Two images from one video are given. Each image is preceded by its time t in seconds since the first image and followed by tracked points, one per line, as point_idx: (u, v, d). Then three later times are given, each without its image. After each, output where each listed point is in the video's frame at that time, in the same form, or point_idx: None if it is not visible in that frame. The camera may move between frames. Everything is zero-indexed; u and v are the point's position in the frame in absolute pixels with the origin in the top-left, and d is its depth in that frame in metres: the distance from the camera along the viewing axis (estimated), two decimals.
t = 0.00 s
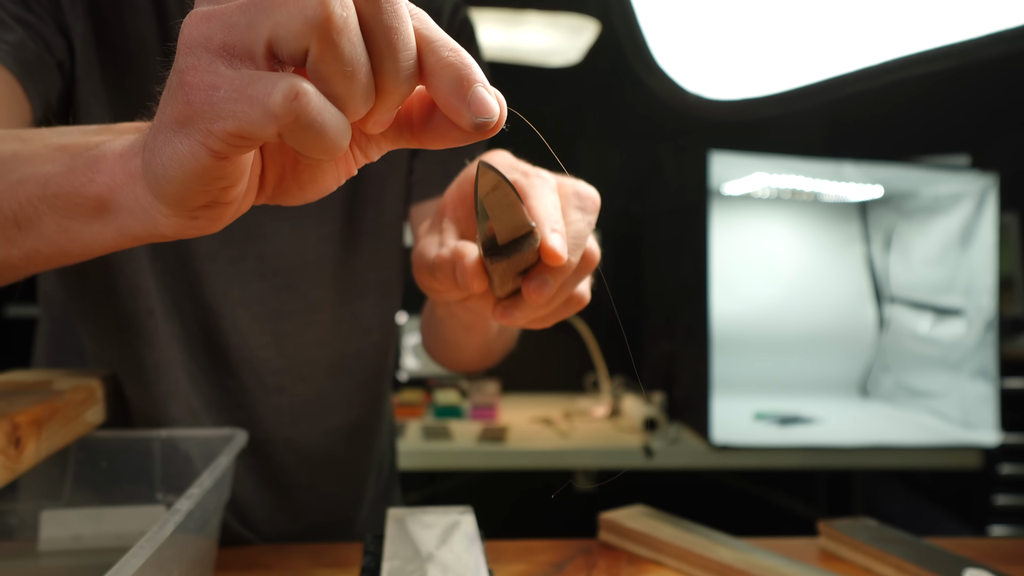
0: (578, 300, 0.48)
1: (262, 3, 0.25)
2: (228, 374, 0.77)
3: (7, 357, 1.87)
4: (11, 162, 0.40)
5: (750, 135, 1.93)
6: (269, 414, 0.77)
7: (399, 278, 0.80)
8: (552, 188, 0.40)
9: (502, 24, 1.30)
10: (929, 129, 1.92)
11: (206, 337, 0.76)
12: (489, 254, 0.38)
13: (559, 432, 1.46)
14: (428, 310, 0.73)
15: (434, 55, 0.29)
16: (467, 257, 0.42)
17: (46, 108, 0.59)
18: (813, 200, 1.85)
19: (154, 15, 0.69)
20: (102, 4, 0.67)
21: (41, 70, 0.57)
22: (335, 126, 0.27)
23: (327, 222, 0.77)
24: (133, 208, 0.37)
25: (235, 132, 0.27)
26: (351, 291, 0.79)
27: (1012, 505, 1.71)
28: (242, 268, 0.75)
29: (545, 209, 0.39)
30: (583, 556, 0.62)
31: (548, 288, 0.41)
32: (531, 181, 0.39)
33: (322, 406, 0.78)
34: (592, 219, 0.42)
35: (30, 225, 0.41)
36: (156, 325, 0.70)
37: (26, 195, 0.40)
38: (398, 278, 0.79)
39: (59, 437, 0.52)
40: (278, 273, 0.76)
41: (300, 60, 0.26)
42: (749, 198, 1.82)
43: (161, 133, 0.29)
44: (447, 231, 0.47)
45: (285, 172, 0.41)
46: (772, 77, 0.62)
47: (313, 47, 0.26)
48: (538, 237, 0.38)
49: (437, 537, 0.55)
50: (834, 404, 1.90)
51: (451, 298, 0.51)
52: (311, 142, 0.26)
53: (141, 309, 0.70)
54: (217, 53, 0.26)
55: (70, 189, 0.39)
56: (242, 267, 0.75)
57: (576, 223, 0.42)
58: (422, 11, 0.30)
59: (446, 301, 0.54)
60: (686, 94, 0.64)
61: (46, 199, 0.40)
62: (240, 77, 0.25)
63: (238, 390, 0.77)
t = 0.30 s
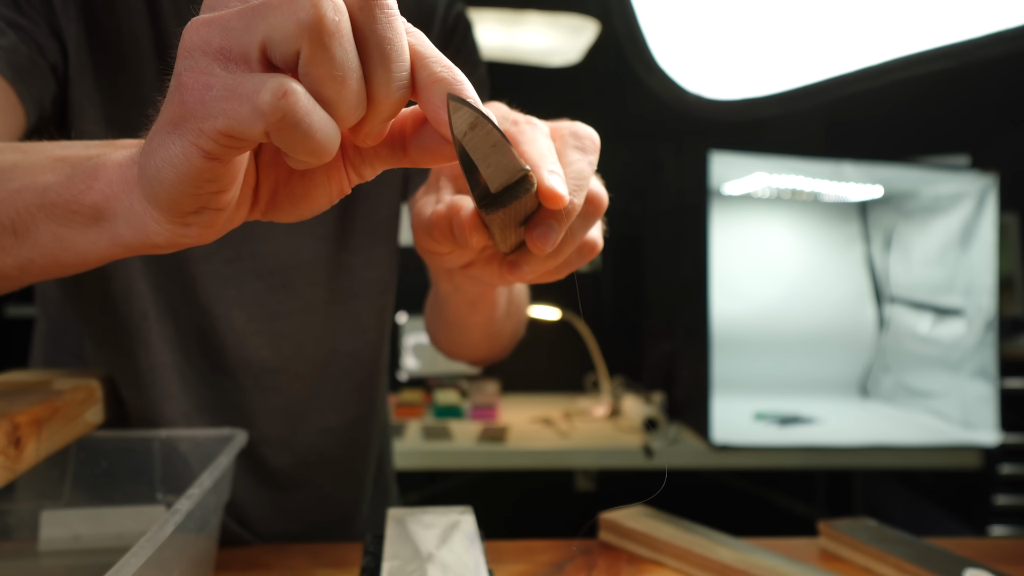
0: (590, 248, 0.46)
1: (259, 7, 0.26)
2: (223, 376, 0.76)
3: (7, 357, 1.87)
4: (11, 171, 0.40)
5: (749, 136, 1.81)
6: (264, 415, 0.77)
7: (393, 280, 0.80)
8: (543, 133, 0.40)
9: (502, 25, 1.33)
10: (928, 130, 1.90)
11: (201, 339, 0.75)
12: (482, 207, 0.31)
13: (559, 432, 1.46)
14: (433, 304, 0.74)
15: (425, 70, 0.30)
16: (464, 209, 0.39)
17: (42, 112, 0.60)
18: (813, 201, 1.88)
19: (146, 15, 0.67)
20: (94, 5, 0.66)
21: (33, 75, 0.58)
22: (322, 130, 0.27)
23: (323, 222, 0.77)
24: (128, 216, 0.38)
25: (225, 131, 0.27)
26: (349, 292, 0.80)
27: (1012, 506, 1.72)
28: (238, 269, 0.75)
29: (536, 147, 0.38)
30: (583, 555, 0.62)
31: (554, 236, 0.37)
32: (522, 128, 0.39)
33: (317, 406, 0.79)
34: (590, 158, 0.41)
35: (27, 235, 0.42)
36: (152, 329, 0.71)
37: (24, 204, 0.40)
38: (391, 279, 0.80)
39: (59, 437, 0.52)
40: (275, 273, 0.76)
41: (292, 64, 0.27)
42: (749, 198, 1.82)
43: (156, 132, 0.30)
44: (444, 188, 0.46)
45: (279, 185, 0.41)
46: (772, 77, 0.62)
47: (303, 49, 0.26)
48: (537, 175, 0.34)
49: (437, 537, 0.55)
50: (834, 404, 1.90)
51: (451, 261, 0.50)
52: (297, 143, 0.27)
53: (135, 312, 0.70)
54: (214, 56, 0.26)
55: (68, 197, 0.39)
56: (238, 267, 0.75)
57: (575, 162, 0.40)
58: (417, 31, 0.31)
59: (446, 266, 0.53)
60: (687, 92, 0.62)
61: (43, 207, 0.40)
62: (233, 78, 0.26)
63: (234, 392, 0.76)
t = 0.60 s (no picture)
0: (588, 238, 0.45)
1: None
2: (219, 375, 0.76)
3: (7, 357, 1.87)
4: None
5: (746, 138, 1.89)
6: (260, 415, 0.76)
7: (389, 280, 0.80)
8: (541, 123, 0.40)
9: (501, 25, 1.32)
10: (929, 130, 1.92)
11: (197, 339, 0.75)
12: (475, 195, 0.32)
13: (559, 432, 1.46)
14: (429, 303, 0.73)
15: (408, 59, 0.29)
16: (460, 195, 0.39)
17: (34, 109, 0.59)
18: (814, 201, 1.86)
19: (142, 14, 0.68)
20: (88, 4, 0.67)
21: (25, 72, 0.57)
22: (299, 116, 0.26)
23: (319, 221, 0.77)
24: (111, 204, 0.38)
25: (200, 115, 0.27)
26: (344, 292, 0.79)
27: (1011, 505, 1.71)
28: (234, 268, 0.75)
29: (533, 136, 0.37)
30: (583, 556, 0.62)
31: (552, 226, 0.37)
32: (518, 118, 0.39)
33: (313, 405, 0.79)
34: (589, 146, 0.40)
35: (10, 225, 0.42)
36: (151, 326, 0.70)
37: (9, 194, 0.40)
38: (387, 279, 0.80)
39: (59, 437, 0.53)
40: (270, 272, 0.76)
41: (268, 48, 0.26)
42: (749, 198, 1.82)
43: (136, 117, 0.30)
44: (440, 177, 0.46)
45: (263, 176, 0.41)
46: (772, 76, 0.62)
47: (279, 34, 0.25)
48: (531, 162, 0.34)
49: (437, 537, 0.55)
50: (834, 404, 1.89)
51: (447, 251, 0.49)
52: (272, 129, 0.26)
53: (135, 311, 0.70)
54: (191, 39, 0.26)
55: (52, 185, 0.39)
56: (233, 267, 0.75)
57: (574, 151, 0.40)
58: (401, 18, 0.30)
59: (443, 256, 0.52)
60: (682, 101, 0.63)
61: (28, 195, 0.40)
62: (208, 62, 0.26)
63: (230, 392, 0.76)
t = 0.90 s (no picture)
0: (590, 239, 0.47)
1: None
2: (216, 375, 0.76)
3: (8, 357, 1.87)
4: None
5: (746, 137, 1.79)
6: (258, 415, 0.76)
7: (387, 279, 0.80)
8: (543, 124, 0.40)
9: (502, 24, 1.32)
10: (929, 129, 1.91)
11: (195, 339, 0.76)
12: (476, 194, 0.32)
13: (559, 432, 1.46)
14: (427, 303, 0.73)
15: (405, 63, 0.29)
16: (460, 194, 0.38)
17: (30, 108, 0.59)
18: (813, 201, 1.87)
19: (138, 13, 0.68)
20: (86, 5, 0.66)
21: (21, 71, 0.57)
22: (293, 117, 0.26)
23: (317, 221, 0.77)
24: (106, 202, 0.38)
25: (193, 114, 0.27)
26: (343, 291, 0.79)
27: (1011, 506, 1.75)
28: (232, 268, 0.75)
29: (536, 136, 0.37)
30: (583, 556, 0.62)
31: (554, 227, 0.37)
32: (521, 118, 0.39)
33: (311, 406, 0.79)
34: (591, 148, 0.40)
35: (6, 220, 0.42)
36: (150, 326, 0.70)
37: (4, 191, 0.40)
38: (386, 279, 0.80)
39: (59, 437, 0.53)
40: (268, 272, 0.76)
41: (263, 47, 0.26)
42: (749, 198, 1.81)
43: (130, 116, 0.30)
44: (442, 174, 0.46)
45: (260, 175, 0.41)
46: (772, 77, 0.62)
47: (274, 34, 0.25)
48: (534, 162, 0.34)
49: (437, 537, 0.55)
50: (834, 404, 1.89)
51: (447, 250, 0.49)
52: (264, 130, 0.26)
53: (133, 311, 0.70)
54: (187, 38, 0.26)
55: (47, 182, 0.40)
56: (230, 267, 0.75)
57: (576, 152, 0.40)
58: (399, 21, 0.30)
59: (442, 255, 0.52)
60: (688, 92, 0.62)
61: (23, 193, 0.41)
62: (202, 62, 0.26)
63: (228, 392, 0.76)
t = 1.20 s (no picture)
0: (594, 240, 0.47)
1: None
2: (214, 375, 0.76)
3: (8, 356, 1.87)
4: None
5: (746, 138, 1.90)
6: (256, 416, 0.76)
7: (386, 279, 0.80)
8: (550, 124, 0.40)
9: (503, 24, 1.34)
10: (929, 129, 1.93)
11: (193, 340, 0.76)
12: (483, 195, 0.32)
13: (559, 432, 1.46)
14: (427, 304, 0.73)
15: (411, 65, 0.30)
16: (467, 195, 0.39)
17: (28, 108, 0.59)
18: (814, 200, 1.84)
19: (137, 12, 0.68)
20: (84, 4, 0.66)
21: (20, 70, 0.57)
22: (298, 116, 0.26)
23: (316, 221, 0.77)
24: (108, 198, 0.38)
25: (197, 112, 0.26)
26: (342, 291, 0.79)
27: (1011, 506, 1.75)
28: (230, 268, 0.75)
29: (544, 136, 0.37)
30: (583, 556, 0.62)
31: (560, 228, 0.37)
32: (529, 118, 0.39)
33: (310, 406, 0.79)
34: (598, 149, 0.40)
35: (7, 216, 0.42)
36: (149, 326, 0.70)
37: (5, 187, 0.40)
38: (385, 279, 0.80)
39: (59, 437, 0.53)
40: (267, 272, 0.76)
41: (269, 46, 0.26)
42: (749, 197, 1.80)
43: (135, 113, 0.30)
44: (448, 175, 0.46)
45: (264, 174, 0.41)
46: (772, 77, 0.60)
47: (280, 33, 0.25)
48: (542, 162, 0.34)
49: (437, 537, 0.55)
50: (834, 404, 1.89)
51: (451, 250, 0.49)
52: (268, 128, 0.26)
53: (133, 310, 0.70)
54: (193, 35, 0.26)
55: (49, 178, 0.40)
56: (229, 267, 0.75)
57: (583, 152, 0.40)
58: (406, 22, 0.31)
59: (446, 255, 0.52)
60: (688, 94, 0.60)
61: (24, 189, 0.41)
62: (207, 59, 0.26)
63: (226, 393, 0.76)
